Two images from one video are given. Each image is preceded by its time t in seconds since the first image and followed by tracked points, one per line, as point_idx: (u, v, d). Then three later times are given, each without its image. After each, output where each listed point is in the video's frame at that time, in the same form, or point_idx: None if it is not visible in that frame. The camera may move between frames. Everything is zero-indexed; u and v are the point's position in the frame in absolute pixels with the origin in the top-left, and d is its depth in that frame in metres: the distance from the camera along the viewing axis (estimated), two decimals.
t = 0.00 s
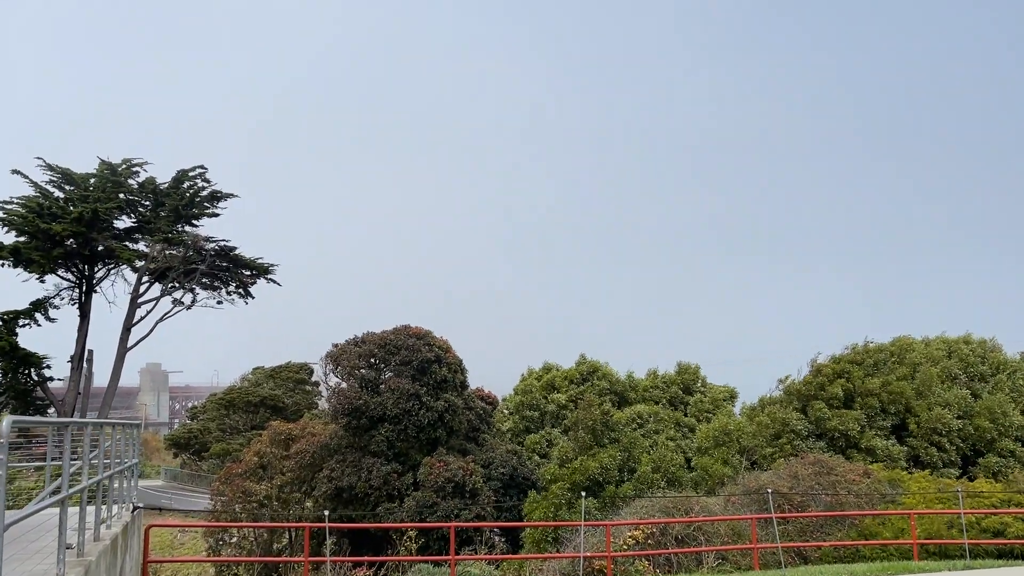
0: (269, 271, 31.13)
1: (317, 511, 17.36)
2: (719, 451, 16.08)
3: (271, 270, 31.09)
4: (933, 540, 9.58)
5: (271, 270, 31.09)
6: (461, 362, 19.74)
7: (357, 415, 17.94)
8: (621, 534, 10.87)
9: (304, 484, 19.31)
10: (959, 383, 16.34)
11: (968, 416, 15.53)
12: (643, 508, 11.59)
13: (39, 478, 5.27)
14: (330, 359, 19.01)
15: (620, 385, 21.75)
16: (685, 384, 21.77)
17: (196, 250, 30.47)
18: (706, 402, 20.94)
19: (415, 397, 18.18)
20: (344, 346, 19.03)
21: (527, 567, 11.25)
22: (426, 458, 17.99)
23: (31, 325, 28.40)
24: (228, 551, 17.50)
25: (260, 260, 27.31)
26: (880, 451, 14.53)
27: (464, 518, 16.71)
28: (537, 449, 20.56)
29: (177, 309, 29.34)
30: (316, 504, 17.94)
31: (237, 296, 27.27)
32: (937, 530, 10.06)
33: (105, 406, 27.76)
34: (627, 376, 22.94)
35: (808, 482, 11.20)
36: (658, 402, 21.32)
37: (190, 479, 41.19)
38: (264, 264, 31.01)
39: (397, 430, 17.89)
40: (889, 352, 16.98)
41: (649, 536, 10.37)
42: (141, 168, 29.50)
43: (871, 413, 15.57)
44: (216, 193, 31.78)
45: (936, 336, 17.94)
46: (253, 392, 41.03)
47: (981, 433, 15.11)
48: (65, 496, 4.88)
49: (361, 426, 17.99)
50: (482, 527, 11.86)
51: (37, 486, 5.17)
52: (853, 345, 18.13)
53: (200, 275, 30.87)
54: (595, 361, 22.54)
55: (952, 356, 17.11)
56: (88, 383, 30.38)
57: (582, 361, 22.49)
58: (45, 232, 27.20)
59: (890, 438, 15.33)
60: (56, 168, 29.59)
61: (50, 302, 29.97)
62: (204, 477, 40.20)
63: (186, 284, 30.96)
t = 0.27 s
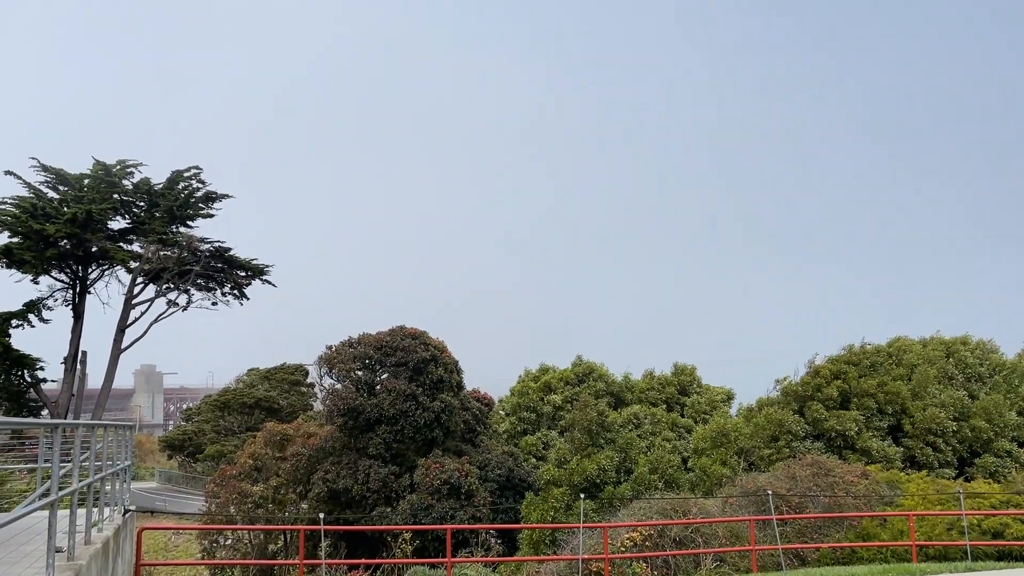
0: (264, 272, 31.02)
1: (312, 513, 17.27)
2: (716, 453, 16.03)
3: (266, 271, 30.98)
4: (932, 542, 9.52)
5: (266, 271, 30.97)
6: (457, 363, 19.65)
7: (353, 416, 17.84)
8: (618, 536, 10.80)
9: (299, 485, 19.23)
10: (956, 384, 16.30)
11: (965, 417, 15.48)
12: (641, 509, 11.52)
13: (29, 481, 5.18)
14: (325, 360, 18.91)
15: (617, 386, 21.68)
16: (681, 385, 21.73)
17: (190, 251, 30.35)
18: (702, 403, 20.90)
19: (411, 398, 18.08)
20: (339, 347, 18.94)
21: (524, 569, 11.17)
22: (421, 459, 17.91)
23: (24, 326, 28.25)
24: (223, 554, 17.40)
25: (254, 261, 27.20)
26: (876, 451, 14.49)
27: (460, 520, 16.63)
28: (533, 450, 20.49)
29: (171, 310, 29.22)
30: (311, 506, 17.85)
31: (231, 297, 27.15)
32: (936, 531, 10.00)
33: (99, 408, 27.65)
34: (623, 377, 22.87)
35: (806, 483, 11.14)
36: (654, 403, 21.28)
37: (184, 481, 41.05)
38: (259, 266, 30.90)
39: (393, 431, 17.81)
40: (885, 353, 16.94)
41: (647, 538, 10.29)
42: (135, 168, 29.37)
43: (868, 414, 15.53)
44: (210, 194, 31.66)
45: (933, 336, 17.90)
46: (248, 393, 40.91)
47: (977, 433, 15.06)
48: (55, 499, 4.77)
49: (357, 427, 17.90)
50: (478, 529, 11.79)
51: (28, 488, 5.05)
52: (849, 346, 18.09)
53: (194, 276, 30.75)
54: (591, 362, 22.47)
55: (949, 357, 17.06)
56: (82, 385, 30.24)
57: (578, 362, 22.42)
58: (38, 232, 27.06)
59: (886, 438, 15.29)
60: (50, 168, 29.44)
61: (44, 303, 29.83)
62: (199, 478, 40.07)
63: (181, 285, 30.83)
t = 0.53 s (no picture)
0: (261, 271, 30.91)
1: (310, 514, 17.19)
2: (716, 453, 15.97)
3: (263, 271, 30.87)
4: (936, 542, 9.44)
5: (263, 271, 30.86)
6: (455, 363, 19.57)
7: (351, 416, 17.76)
8: (619, 536, 10.74)
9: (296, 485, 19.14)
10: (955, 384, 16.25)
11: (964, 417, 15.43)
12: (641, 510, 11.46)
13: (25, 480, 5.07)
14: (323, 360, 18.81)
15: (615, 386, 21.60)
16: (679, 385, 21.68)
17: (187, 251, 30.25)
18: (700, 403, 20.86)
19: (409, 398, 18.01)
20: (337, 347, 18.84)
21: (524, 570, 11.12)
22: (420, 459, 17.83)
23: (19, 326, 28.11)
24: (220, 554, 17.32)
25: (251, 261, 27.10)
26: (876, 452, 14.45)
27: (459, 521, 16.57)
28: (531, 451, 20.42)
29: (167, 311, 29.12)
30: (308, 506, 17.77)
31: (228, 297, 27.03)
32: (937, 531, 9.94)
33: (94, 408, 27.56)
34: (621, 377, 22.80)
35: (807, 484, 11.08)
36: (653, 403, 21.22)
37: (180, 481, 40.92)
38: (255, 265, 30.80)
39: (391, 431, 17.72)
40: (885, 353, 16.91)
41: (648, 539, 10.24)
42: (131, 168, 29.25)
43: (867, 414, 15.48)
44: (207, 193, 31.54)
45: (933, 336, 17.85)
46: (244, 393, 40.79)
47: (977, 433, 15.02)
48: (53, 500, 4.67)
49: (355, 427, 17.82)
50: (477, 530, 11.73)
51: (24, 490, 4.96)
52: (849, 345, 18.04)
53: (191, 276, 30.62)
54: (589, 361, 22.38)
55: (949, 357, 17.01)
56: (77, 385, 30.11)
57: (576, 361, 22.33)
58: (33, 232, 26.93)
59: (885, 438, 15.24)
60: (45, 167, 29.29)
61: (39, 303, 29.69)
62: (194, 479, 39.94)
63: (177, 285, 30.72)
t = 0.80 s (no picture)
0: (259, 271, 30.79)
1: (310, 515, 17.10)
2: (718, 453, 15.90)
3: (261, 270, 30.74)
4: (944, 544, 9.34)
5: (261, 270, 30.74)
6: (455, 363, 19.49)
7: (351, 417, 17.67)
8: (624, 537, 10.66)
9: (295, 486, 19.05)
10: (959, 384, 16.19)
11: (967, 417, 15.38)
12: (645, 510, 11.39)
13: (25, 483, 4.96)
14: (322, 360, 18.70)
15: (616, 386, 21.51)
16: (680, 385, 21.61)
17: (184, 250, 30.12)
18: (701, 403, 20.80)
19: (409, 399, 17.92)
20: (336, 347, 18.75)
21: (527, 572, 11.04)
22: (420, 460, 17.75)
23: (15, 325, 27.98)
24: (219, 555, 17.25)
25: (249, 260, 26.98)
26: (879, 452, 14.40)
27: (461, 522, 16.49)
28: (531, 451, 20.34)
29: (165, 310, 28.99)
30: (307, 507, 17.68)
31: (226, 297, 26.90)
32: (944, 533, 9.87)
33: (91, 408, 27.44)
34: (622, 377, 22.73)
35: (812, 484, 11.01)
36: (654, 403, 21.15)
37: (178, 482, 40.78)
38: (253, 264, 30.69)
39: (391, 432, 17.63)
40: (888, 352, 16.86)
41: (653, 540, 10.15)
42: (128, 166, 29.12)
43: (871, 414, 15.41)
44: (205, 192, 31.41)
45: (936, 336, 17.78)
46: (242, 393, 40.66)
47: (981, 434, 14.97)
48: (54, 503, 4.55)
49: (355, 428, 17.73)
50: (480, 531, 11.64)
51: (25, 493, 4.84)
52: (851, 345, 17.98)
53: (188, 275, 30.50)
54: (589, 361, 22.29)
55: (952, 357, 16.94)
56: (74, 384, 29.97)
57: (576, 361, 22.24)
58: (30, 231, 26.80)
59: (888, 438, 15.18)
60: (42, 165, 29.15)
61: (35, 302, 29.55)
62: (192, 479, 39.81)
63: (174, 284, 30.60)
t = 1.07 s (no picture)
0: (261, 270, 30.75)
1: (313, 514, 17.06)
2: (721, 452, 15.85)
3: (262, 269, 30.70)
4: (950, 544, 9.28)
5: (263, 269, 30.70)
6: (457, 362, 19.45)
7: (352, 417, 17.63)
8: (628, 537, 10.63)
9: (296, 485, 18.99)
10: (964, 383, 16.15)
11: (973, 416, 15.34)
12: (650, 510, 11.35)
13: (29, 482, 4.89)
14: (324, 359, 18.66)
15: (618, 385, 21.45)
16: (683, 384, 21.56)
17: (185, 249, 30.07)
18: (703, 402, 20.76)
19: (411, 398, 17.89)
20: (337, 346, 18.70)
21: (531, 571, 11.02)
22: (423, 459, 17.71)
23: (17, 324, 27.95)
24: (221, 555, 17.23)
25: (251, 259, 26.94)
26: (884, 452, 14.36)
27: (465, 523, 16.46)
28: (533, 449, 20.30)
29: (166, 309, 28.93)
30: (308, 507, 17.64)
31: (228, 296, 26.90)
32: (952, 533, 9.84)
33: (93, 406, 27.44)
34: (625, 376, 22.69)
35: (818, 484, 10.97)
36: (656, 402, 21.10)
37: (179, 480, 40.74)
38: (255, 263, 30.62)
39: (393, 432, 17.59)
40: (892, 351, 16.83)
41: (658, 540, 10.13)
42: (129, 165, 29.06)
43: (876, 413, 15.35)
44: (206, 191, 31.35)
45: (941, 335, 17.73)
46: (243, 392, 40.63)
47: (986, 433, 14.93)
48: (62, 503, 4.49)
49: (357, 428, 17.69)
50: (484, 530, 11.60)
51: (30, 492, 4.77)
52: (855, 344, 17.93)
53: (190, 274, 30.45)
54: (591, 360, 22.23)
55: (957, 356, 16.90)
56: (76, 384, 29.96)
57: (579, 360, 22.18)
58: (31, 230, 26.76)
59: (894, 438, 15.13)
60: (43, 164, 29.10)
61: (37, 301, 29.53)
62: (194, 478, 39.79)
63: (176, 283, 30.57)
